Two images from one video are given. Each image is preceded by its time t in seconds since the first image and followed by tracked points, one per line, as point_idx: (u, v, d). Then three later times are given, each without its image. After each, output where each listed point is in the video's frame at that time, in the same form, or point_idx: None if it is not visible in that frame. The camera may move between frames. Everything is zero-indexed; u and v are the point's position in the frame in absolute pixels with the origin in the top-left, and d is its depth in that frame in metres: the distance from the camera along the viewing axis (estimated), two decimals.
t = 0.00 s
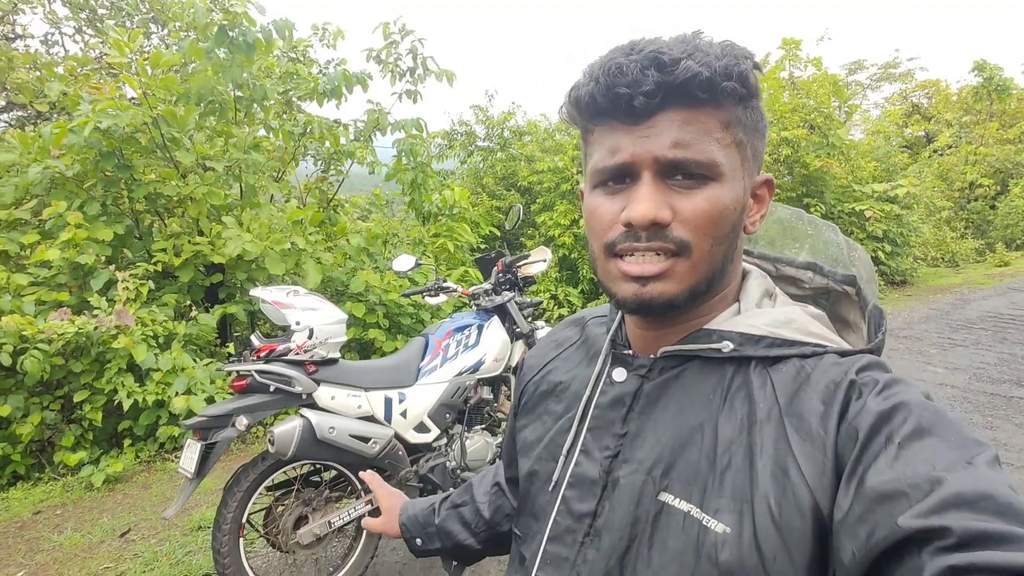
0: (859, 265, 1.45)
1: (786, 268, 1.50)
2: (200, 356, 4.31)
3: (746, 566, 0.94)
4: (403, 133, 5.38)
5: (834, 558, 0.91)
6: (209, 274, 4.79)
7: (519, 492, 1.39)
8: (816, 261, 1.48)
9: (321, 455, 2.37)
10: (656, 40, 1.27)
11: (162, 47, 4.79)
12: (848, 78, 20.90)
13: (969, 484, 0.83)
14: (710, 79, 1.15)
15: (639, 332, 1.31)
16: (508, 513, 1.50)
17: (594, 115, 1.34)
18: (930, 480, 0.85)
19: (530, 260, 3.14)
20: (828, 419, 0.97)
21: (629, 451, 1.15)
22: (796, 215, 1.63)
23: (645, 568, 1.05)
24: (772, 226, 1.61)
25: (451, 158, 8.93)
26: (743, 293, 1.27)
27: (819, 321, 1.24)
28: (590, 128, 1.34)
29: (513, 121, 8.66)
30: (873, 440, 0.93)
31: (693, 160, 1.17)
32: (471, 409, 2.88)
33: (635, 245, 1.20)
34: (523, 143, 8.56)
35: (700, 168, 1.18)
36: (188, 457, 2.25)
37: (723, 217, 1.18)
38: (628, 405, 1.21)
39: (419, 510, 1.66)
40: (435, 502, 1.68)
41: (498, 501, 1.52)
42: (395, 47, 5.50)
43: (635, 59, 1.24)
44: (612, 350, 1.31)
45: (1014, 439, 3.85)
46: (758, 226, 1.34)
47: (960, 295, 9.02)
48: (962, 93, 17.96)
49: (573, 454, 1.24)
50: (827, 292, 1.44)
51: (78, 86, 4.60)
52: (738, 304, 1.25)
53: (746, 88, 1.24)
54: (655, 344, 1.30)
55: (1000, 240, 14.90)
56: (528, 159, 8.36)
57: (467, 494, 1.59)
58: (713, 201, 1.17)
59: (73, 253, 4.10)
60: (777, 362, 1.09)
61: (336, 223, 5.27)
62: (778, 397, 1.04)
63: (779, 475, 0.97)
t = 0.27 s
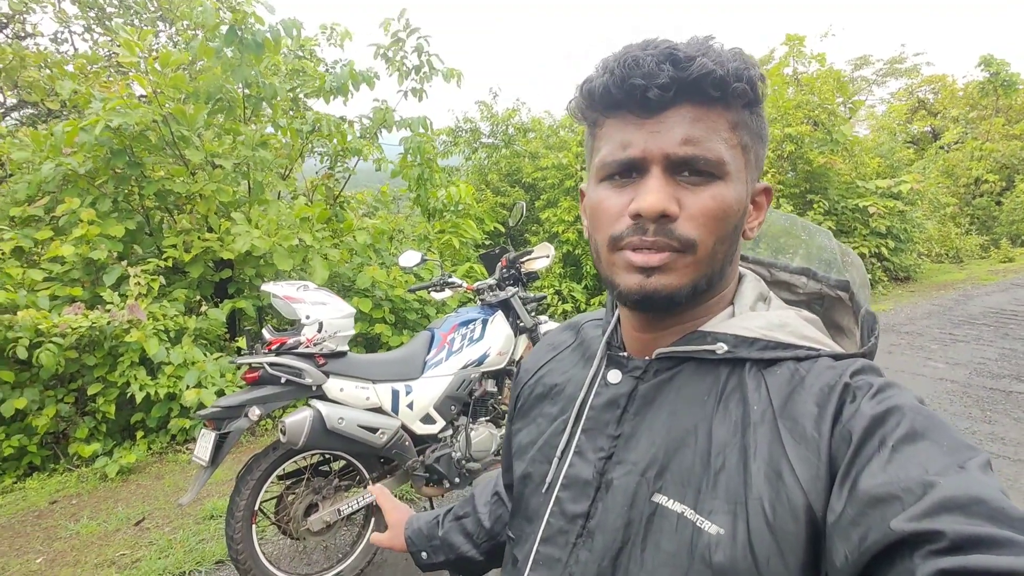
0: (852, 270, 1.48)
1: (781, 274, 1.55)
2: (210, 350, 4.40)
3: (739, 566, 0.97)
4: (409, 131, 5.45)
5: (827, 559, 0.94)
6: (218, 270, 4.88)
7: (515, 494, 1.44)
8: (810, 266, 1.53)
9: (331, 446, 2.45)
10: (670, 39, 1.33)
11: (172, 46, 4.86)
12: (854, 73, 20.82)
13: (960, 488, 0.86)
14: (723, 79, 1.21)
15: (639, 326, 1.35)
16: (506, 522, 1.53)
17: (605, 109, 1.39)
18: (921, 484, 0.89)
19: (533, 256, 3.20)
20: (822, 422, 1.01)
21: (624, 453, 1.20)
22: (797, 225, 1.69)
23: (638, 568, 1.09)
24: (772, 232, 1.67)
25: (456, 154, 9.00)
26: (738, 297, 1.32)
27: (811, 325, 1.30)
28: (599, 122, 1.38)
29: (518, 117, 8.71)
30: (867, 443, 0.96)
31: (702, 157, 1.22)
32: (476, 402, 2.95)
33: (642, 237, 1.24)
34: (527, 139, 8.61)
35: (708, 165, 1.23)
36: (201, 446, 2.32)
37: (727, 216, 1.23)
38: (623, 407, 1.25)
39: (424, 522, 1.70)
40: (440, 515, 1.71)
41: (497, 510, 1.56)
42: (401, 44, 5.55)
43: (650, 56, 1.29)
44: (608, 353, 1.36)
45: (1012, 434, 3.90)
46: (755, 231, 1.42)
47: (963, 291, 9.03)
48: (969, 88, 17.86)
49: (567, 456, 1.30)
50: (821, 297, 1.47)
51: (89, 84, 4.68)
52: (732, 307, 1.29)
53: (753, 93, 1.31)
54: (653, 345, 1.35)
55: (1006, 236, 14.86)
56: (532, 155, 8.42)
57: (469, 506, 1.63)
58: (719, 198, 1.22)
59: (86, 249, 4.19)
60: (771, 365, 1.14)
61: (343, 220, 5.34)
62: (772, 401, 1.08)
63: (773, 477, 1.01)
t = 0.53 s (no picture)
0: (846, 272, 1.55)
1: (776, 275, 1.59)
2: (220, 345, 4.48)
3: (736, 566, 0.99)
4: (415, 130, 5.51)
5: (824, 560, 0.96)
6: (227, 266, 4.95)
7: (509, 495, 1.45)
8: (805, 267, 1.58)
9: (338, 436, 2.52)
10: (662, 42, 1.36)
11: (182, 46, 4.94)
12: (861, 70, 20.73)
13: (957, 488, 0.88)
14: (715, 84, 1.25)
15: (635, 327, 1.40)
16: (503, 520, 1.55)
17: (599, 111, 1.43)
18: (918, 483, 0.91)
19: (537, 252, 3.23)
20: (819, 421, 1.04)
21: (620, 454, 1.22)
22: (789, 226, 1.76)
23: (635, 569, 1.10)
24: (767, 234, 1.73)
25: (461, 152, 9.07)
26: (733, 297, 1.37)
27: (806, 324, 1.34)
28: (594, 125, 1.42)
29: (523, 115, 8.76)
30: (863, 442, 0.99)
31: (695, 162, 1.27)
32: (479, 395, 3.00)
33: (637, 240, 1.29)
34: (532, 137, 8.66)
35: (701, 170, 1.28)
36: (213, 437, 2.40)
37: (720, 219, 1.28)
38: (619, 407, 1.29)
39: (408, 510, 1.71)
40: (425, 503, 1.73)
41: (494, 507, 1.57)
42: (407, 43, 5.61)
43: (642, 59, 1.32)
44: (605, 354, 1.40)
45: (1011, 429, 3.93)
46: (752, 230, 1.46)
47: (968, 289, 9.03)
48: (976, 85, 17.75)
49: (562, 456, 1.32)
50: (816, 298, 1.52)
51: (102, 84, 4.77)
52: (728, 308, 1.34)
53: (746, 94, 1.34)
54: (647, 347, 1.41)
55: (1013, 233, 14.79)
56: (537, 153, 8.47)
57: (462, 498, 1.65)
58: (712, 203, 1.27)
59: (98, 245, 4.27)
60: (768, 365, 1.17)
61: (349, 217, 5.41)
62: (769, 400, 1.11)
63: (770, 477, 1.03)
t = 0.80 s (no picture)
0: (843, 271, 1.58)
1: (773, 276, 1.63)
2: (228, 341, 4.54)
3: (735, 566, 1.00)
4: (421, 128, 5.55)
5: (822, 560, 0.97)
6: (235, 263, 5.02)
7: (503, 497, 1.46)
8: (802, 267, 1.61)
9: (344, 429, 2.55)
10: (643, 50, 1.39)
11: (190, 45, 5.00)
12: (869, 65, 20.62)
13: (953, 488, 0.90)
14: (697, 89, 1.28)
15: (631, 333, 1.42)
16: (492, 521, 1.59)
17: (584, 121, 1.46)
18: (915, 483, 0.93)
19: (540, 248, 3.25)
20: (817, 421, 1.05)
21: (619, 455, 1.23)
22: (786, 224, 1.77)
23: (634, 570, 1.12)
24: (759, 235, 1.73)
25: (467, 150, 9.11)
26: (730, 298, 1.41)
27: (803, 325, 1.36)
28: (580, 135, 1.45)
29: (528, 112, 8.80)
30: (861, 442, 1.00)
31: (681, 170, 1.30)
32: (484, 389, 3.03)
33: (627, 250, 1.32)
34: (538, 134, 8.69)
35: (687, 177, 1.30)
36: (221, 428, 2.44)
37: (709, 224, 1.30)
38: (617, 409, 1.30)
39: (394, 511, 1.74)
40: (412, 504, 1.76)
41: (483, 508, 1.61)
42: (413, 41, 5.65)
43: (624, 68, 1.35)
44: (603, 355, 1.41)
45: (1014, 425, 3.94)
46: (743, 229, 1.50)
47: (974, 285, 9.00)
48: (985, 80, 17.61)
49: (561, 458, 1.33)
50: (813, 298, 1.57)
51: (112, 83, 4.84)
52: (726, 309, 1.37)
53: (731, 96, 1.36)
54: (644, 348, 1.43)
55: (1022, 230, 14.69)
56: (542, 151, 8.51)
57: (450, 499, 1.68)
58: (700, 209, 1.30)
59: (109, 243, 4.34)
60: (765, 366, 1.18)
61: (356, 214, 5.46)
62: (768, 401, 1.12)
63: (768, 477, 1.04)
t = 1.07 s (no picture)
0: (840, 274, 1.59)
1: (771, 279, 1.64)
2: (236, 338, 4.58)
3: (730, 565, 0.99)
4: (425, 126, 5.59)
5: (817, 560, 0.97)
6: (243, 261, 5.06)
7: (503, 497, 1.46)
8: (799, 270, 1.62)
9: (351, 425, 2.59)
10: (639, 53, 1.42)
11: (198, 45, 5.06)
12: (876, 61, 20.49)
13: (948, 488, 0.89)
14: (687, 89, 1.30)
15: (627, 333, 1.43)
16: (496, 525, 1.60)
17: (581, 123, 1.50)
18: (910, 482, 0.92)
19: (543, 246, 3.28)
20: (812, 420, 1.04)
21: (616, 454, 1.23)
22: (784, 229, 1.79)
23: (631, 568, 1.11)
24: (757, 239, 1.75)
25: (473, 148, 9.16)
26: (727, 298, 1.42)
27: (801, 326, 1.36)
28: (577, 137, 1.49)
29: (534, 110, 8.83)
30: (856, 442, 1.00)
31: (672, 168, 1.32)
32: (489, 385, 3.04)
33: (619, 248, 1.34)
34: (543, 132, 8.72)
35: (679, 175, 1.32)
36: (230, 424, 2.47)
37: (701, 223, 1.31)
38: (615, 408, 1.30)
39: (404, 519, 1.75)
40: (421, 512, 1.78)
41: (487, 513, 1.62)
42: (418, 40, 5.68)
43: (617, 71, 1.39)
44: (602, 354, 1.42)
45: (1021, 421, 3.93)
46: (742, 229, 1.49)
47: (982, 281, 8.95)
48: (995, 76, 17.46)
49: (559, 457, 1.33)
50: (810, 301, 1.56)
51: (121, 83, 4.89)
52: (723, 310, 1.37)
53: (724, 97, 1.38)
54: (642, 348, 1.43)
55: None
56: (548, 148, 8.52)
57: (456, 505, 1.70)
58: (691, 207, 1.31)
59: (118, 241, 4.39)
60: (762, 365, 1.17)
61: (361, 212, 5.50)
62: (763, 400, 1.12)
63: (764, 476, 1.03)
